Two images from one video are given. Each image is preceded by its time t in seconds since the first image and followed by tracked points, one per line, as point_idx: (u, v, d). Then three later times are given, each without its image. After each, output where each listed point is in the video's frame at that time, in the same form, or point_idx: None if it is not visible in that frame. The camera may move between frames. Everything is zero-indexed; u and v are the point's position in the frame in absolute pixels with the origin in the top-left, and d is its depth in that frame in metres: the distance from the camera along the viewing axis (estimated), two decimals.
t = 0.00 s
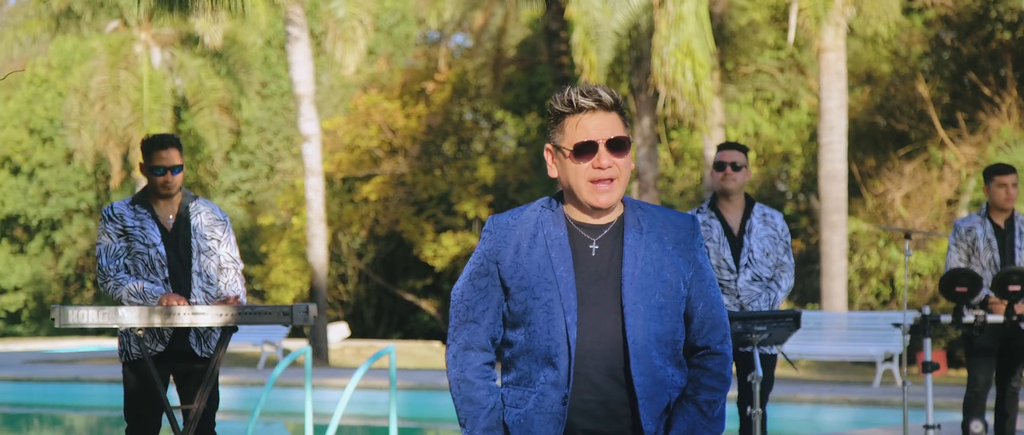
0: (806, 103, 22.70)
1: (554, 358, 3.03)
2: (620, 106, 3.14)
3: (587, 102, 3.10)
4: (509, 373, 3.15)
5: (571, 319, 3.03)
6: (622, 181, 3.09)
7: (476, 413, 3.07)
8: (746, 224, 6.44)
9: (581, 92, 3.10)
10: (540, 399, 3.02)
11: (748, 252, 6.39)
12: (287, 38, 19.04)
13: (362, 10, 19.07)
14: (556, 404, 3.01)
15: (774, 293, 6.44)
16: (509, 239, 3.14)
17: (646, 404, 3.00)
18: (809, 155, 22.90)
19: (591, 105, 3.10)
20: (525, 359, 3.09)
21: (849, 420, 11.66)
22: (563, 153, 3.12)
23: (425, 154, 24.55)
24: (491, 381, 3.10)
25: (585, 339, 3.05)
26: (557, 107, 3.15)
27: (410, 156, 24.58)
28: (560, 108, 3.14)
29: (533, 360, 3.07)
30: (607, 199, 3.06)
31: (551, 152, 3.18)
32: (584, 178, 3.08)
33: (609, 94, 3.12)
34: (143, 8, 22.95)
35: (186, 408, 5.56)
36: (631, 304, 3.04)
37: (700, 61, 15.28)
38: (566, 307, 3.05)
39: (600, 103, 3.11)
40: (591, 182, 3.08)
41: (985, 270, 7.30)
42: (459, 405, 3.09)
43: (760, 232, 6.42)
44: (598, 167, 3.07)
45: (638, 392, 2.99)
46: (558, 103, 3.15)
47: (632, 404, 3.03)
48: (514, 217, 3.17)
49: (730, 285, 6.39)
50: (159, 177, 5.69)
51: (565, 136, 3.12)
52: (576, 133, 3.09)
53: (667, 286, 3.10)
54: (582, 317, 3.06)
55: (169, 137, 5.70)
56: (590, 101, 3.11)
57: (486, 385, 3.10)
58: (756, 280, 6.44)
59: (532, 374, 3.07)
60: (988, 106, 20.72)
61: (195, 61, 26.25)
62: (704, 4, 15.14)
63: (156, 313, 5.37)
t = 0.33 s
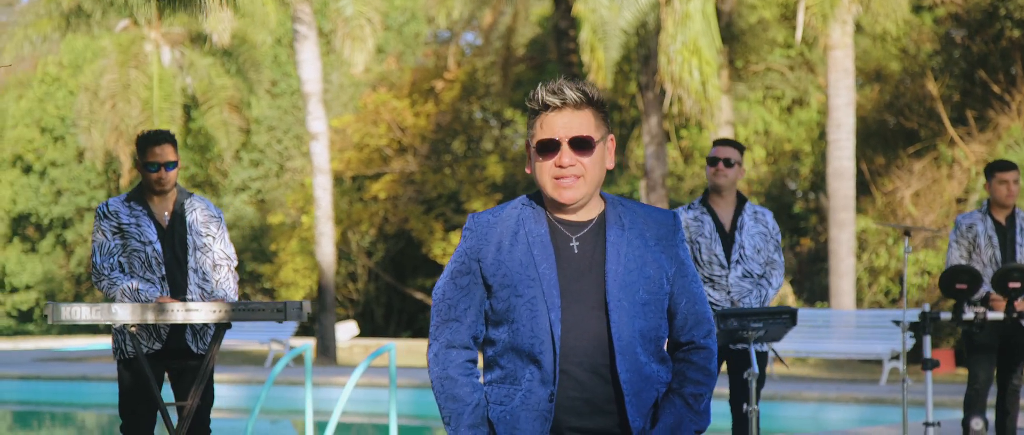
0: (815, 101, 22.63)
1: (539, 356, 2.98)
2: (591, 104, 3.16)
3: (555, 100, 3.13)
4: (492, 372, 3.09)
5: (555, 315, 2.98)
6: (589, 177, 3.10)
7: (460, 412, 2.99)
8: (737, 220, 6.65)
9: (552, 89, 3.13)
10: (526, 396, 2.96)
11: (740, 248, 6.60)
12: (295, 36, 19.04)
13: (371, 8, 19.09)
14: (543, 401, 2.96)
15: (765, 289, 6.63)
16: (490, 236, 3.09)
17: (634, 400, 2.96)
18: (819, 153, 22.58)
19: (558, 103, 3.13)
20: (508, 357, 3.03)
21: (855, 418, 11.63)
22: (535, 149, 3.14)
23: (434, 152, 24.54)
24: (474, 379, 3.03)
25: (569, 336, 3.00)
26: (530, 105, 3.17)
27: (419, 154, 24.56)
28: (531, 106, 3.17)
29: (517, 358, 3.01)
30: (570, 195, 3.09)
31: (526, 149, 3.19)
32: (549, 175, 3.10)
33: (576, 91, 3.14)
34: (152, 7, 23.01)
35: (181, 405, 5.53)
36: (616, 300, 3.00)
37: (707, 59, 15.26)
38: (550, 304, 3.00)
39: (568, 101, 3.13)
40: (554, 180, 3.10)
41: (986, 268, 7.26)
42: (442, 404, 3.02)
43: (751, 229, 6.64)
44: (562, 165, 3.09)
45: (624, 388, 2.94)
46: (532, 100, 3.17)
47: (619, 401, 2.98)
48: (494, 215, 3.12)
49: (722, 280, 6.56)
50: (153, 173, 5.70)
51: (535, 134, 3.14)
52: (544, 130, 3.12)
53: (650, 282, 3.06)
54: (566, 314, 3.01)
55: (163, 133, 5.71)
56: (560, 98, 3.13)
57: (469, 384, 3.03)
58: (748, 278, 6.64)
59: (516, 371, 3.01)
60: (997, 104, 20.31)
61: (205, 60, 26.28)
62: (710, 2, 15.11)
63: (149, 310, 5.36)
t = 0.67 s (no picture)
0: (825, 101, 22.56)
1: (518, 350, 2.98)
2: (577, 96, 3.14)
3: (541, 92, 3.11)
4: (470, 366, 3.09)
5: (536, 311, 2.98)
6: (575, 172, 3.09)
7: (439, 406, 2.99)
8: (723, 217, 6.36)
9: (538, 82, 3.10)
10: (506, 390, 2.96)
11: (726, 245, 6.30)
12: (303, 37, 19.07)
13: (379, 8, 19.11)
14: (522, 395, 2.95)
15: (750, 287, 6.33)
16: (472, 229, 3.08)
17: (613, 397, 2.96)
18: (828, 153, 22.47)
19: (545, 96, 3.11)
20: (489, 352, 3.03)
21: (860, 418, 11.60)
22: (521, 141, 3.11)
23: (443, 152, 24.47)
24: (454, 373, 3.03)
25: (548, 331, 2.99)
26: (515, 96, 3.14)
27: (428, 155, 24.53)
28: (516, 99, 3.14)
29: (497, 352, 3.01)
30: (561, 189, 3.07)
31: (509, 142, 3.16)
32: (538, 168, 3.08)
33: (563, 84, 3.13)
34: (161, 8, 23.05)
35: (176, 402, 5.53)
36: (596, 295, 3.00)
37: (713, 59, 15.22)
38: (531, 299, 2.99)
39: (555, 92, 3.11)
40: (543, 172, 3.07)
41: (986, 266, 7.24)
42: (422, 397, 3.01)
43: (737, 226, 6.34)
44: (552, 158, 3.07)
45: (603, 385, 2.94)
46: (518, 91, 3.14)
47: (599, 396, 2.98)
48: (475, 209, 3.11)
49: (708, 277, 6.27)
50: (148, 171, 5.66)
51: (520, 126, 3.12)
52: (530, 123, 3.10)
53: (631, 277, 3.06)
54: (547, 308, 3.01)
55: (159, 130, 5.68)
56: (546, 90, 3.11)
57: (449, 377, 3.03)
58: (733, 275, 6.33)
59: (497, 366, 3.00)
60: (1006, 104, 20.12)
61: (215, 60, 26.30)
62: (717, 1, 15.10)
63: (144, 307, 5.34)
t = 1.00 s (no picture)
0: (836, 101, 22.49)
1: (501, 345, 2.98)
2: (558, 89, 3.15)
3: (523, 83, 3.13)
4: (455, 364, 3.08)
5: (519, 306, 2.98)
6: (557, 164, 3.09)
7: (422, 402, 2.98)
8: (719, 216, 6.35)
9: (520, 74, 3.13)
10: (489, 387, 2.96)
11: (724, 243, 6.29)
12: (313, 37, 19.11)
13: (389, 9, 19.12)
14: (504, 391, 2.95)
15: (751, 284, 6.29)
16: (455, 227, 3.09)
17: (596, 394, 2.96)
18: (838, 154, 22.37)
19: (526, 86, 3.13)
20: (472, 349, 3.03)
21: (867, 418, 11.58)
22: (503, 132, 3.11)
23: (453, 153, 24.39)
24: (437, 369, 3.02)
25: (531, 328, 2.99)
26: (497, 90, 3.16)
27: (438, 155, 24.49)
28: (499, 92, 3.15)
29: (480, 349, 3.01)
30: (543, 182, 3.06)
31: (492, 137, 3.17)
32: (521, 159, 3.08)
33: (546, 76, 3.14)
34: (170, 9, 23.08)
35: (172, 402, 5.52)
36: (578, 290, 3.00)
37: (721, 59, 15.19)
38: (514, 294, 2.99)
39: (536, 84, 3.13)
40: (526, 164, 3.08)
41: (989, 265, 7.23)
42: (405, 394, 3.00)
43: (734, 224, 6.32)
44: (535, 148, 3.07)
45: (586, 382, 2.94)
46: (500, 85, 3.16)
47: (582, 391, 2.97)
48: (458, 206, 3.12)
49: (707, 275, 6.26)
50: (145, 170, 5.66)
51: (501, 118, 3.12)
52: (511, 114, 3.11)
53: (613, 274, 3.06)
54: (529, 304, 3.01)
55: (157, 129, 5.69)
56: (527, 82, 3.13)
57: (432, 373, 3.02)
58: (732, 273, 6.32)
59: (479, 362, 3.01)
60: (1017, 104, 19.68)
61: (226, 60, 26.35)
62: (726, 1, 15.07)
63: (141, 306, 5.31)
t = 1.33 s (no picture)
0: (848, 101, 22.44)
1: (490, 349, 2.98)
2: (544, 88, 3.15)
3: (508, 83, 3.13)
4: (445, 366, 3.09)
5: (508, 308, 2.98)
6: (542, 162, 3.09)
7: (412, 404, 2.99)
8: (723, 214, 6.34)
9: (506, 75, 3.13)
10: (478, 389, 2.96)
11: (727, 242, 6.28)
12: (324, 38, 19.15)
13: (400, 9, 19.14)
14: (494, 393, 2.96)
15: (754, 284, 6.26)
16: (445, 227, 3.09)
17: (585, 396, 2.95)
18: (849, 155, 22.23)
19: (512, 86, 3.13)
20: (461, 351, 3.03)
21: (876, 419, 11.53)
22: (489, 133, 3.11)
23: (465, 153, 24.37)
24: (425, 372, 3.03)
25: (521, 329, 2.99)
26: (485, 90, 3.16)
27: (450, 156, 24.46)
28: (488, 92, 3.16)
29: (470, 352, 3.01)
30: (527, 182, 3.06)
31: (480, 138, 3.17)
32: (507, 158, 3.08)
33: (531, 76, 3.14)
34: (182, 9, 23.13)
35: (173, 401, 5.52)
36: (567, 293, 2.99)
37: (732, 59, 15.16)
38: (503, 296, 2.99)
39: (522, 84, 3.13)
40: (512, 164, 3.08)
41: (994, 265, 7.22)
42: (395, 396, 3.01)
43: (738, 223, 6.30)
44: (520, 147, 3.07)
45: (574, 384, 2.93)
46: (488, 85, 3.16)
47: (572, 394, 2.97)
48: (446, 208, 3.12)
49: (709, 275, 6.24)
50: (146, 169, 5.66)
51: (488, 118, 3.13)
52: (497, 113, 3.11)
53: (603, 274, 3.06)
54: (519, 307, 3.01)
55: (158, 129, 5.70)
56: (513, 82, 3.13)
57: (421, 374, 3.03)
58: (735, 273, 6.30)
59: (469, 364, 3.01)
60: None
61: (238, 61, 26.40)
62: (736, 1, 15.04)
63: (141, 304, 5.28)
